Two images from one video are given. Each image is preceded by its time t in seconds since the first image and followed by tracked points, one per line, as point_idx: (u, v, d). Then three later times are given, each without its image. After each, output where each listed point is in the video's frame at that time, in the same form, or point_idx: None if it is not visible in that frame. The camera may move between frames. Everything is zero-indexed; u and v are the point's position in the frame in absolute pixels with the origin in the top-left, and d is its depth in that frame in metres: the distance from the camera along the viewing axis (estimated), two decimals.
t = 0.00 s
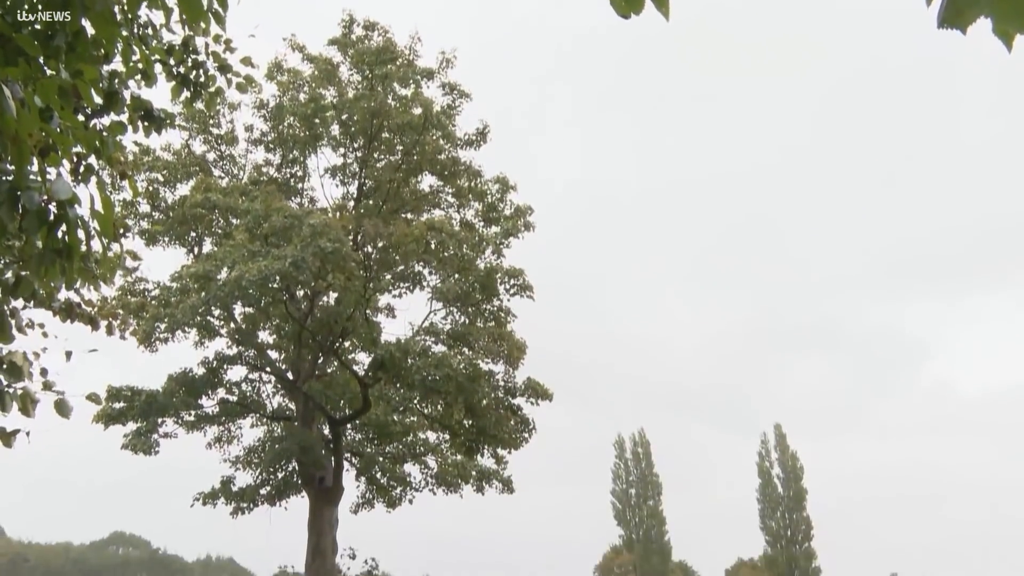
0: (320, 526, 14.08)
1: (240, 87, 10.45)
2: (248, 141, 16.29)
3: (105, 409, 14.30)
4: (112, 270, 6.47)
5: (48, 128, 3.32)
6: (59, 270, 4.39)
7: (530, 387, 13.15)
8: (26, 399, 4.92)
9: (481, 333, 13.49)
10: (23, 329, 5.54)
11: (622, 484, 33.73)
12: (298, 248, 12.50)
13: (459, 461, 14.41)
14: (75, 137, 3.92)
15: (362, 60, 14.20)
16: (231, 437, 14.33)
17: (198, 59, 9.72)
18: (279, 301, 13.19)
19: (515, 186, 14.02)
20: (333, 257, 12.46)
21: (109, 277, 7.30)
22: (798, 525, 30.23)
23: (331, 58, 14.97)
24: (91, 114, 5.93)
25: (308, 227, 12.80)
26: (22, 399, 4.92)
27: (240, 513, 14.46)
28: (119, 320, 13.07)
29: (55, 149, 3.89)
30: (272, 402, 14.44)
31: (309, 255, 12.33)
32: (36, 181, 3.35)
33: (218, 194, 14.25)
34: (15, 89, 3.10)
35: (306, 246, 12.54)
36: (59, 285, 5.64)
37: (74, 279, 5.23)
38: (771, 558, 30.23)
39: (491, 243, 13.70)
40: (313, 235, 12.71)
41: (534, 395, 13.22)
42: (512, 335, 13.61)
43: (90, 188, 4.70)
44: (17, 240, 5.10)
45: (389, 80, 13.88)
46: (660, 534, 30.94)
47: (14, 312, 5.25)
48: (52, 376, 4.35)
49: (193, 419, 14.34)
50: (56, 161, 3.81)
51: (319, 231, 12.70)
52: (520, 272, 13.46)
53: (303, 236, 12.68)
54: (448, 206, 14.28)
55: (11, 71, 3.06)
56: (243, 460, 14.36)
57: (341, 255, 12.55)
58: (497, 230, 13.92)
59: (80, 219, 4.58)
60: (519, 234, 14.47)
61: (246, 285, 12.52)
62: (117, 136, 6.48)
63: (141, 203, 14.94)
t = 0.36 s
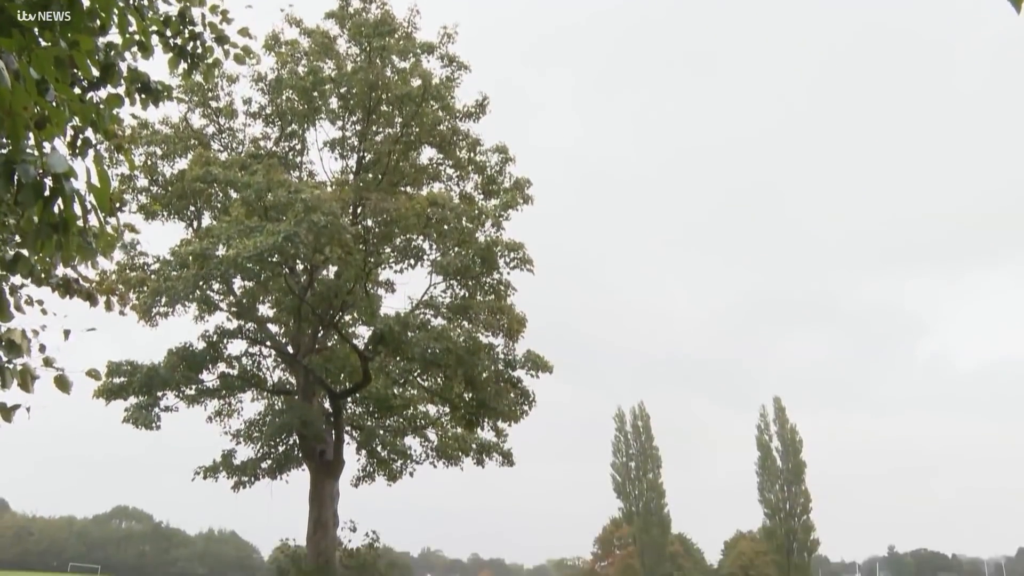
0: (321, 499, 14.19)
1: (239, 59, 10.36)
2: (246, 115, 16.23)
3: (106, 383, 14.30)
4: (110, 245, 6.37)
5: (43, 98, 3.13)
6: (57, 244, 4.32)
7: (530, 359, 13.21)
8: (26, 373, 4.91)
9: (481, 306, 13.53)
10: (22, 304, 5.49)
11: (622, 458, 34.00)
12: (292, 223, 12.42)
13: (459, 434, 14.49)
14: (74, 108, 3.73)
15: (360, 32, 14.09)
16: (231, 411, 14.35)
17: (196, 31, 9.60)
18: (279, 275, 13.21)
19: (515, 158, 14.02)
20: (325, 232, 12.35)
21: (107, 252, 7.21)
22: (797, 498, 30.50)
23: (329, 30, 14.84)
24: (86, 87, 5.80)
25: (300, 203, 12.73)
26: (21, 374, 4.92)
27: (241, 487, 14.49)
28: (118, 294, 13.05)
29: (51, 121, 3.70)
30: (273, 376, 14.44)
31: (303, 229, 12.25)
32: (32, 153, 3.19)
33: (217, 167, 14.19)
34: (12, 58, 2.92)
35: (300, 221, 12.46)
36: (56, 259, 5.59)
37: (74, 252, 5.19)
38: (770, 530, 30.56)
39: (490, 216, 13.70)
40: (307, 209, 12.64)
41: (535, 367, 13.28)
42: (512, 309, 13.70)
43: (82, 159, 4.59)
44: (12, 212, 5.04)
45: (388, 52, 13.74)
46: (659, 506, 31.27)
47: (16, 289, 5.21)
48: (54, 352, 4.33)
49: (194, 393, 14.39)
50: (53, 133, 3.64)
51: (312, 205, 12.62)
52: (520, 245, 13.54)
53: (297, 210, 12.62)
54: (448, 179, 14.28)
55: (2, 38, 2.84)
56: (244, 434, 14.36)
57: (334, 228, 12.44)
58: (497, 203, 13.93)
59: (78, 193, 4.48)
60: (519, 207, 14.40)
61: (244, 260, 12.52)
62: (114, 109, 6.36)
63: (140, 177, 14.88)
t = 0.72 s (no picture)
0: (322, 471, 14.28)
1: (235, 31, 10.21)
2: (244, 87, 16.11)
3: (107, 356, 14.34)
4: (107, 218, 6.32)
5: (36, 72, 2.91)
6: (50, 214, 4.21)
7: (530, 332, 13.20)
8: (25, 345, 4.86)
9: (480, 279, 13.55)
10: (21, 277, 5.43)
11: (622, 430, 34.19)
12: (292, 196, 12.34)
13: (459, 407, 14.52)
14: (70, 79, 3.54)
15: (358, 4, 13.76)
16: (232, 384, 14.39)
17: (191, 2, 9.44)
18: (279, 248, 13.20)
19: (513, 130, 14.00)
20: (327, 204, 12.34)
21: (103, 225, 7.11)
22: (796, 470, 30.67)
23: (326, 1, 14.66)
24: (81, 59, 5.73)
25: (302, 174, 12.62)
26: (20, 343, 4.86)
27: (242, 460, 14.54)
28: (117, 268, 13.02)
29: (47, 92, 3.51)
30: (273, 349, 14.47)
31: (304, 203, 12.17)
32: (26, 127, 3.02)
33: (215, 142, 14.08)
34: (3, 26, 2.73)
35: (300, 194, 12.36)
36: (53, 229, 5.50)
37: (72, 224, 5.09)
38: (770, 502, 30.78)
39: (490, 189, 13.65)
40: (307, 182, 12.54)
41: (534, 340, 13.27)
42: (512, 282, 13.79)
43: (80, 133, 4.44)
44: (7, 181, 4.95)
45: (386, 25, 13.60)
46: (659, 478, 31.53)
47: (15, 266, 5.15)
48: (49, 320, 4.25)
49: (195, 366, 14.42)
50: (47, 103, 3.47)
51: (310, 179, 12.50)
52: (520, 218, 13.49)
53: (297, 184, 12.50)
54: (447, 151, 14.25)
55: None
56: (245, 407, 14.38)
57: (335, 202, 12.42)
58: (496, 174, 13.90)
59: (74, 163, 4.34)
60: (518, 179, 14.41)
61: (246, 234, 12.46)
62: (110, 78, 6.24)
63: (138, 150, 14.81)
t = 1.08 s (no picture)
0: (323, 442, 14.30)
1: None
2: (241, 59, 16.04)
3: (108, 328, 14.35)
4: (105, 183, 6.22)
5: (30, 32, 2.83)
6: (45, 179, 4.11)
7: (530, 302, 13.15)
8: (27, 314, 4.83)
9: (481, 250, 13.57)
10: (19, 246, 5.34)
11: (621, 401, 34.39)
12: (300, 166, 12.30)
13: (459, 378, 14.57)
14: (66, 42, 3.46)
15: None
16: (232, 355, 14.39)
17: None
18: (278, 219, 13.19)
19: (513, 100, 13.89)
20: (335, 176, 12.21)
21: (100, 194, 6.99)
22: (795, 441, 30.89)
23: None
24: (75, 26, 5.63)
25: (307, 144, 12.52)
26: (23, 314, 4.83)
27: (243, 431, 14.56)
28: (116, 239, 12.99)
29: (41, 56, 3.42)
30: (273, 320, 14.48)
31: (311, 174, 12.12)
32: (22, 90, 2.95)
33: (212, 113, 14.05)
34: None
35: (307, 164, 12.31)
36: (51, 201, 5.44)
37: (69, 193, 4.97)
38: (769, 473, 31.05)
39: (489, 159, 13.62)
40: (314, 153, 12.41)
41: (534, 311, 13.25)
42: (512, 252, 13.76)
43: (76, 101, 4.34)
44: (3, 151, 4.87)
45: None
46: (658, 449, 31.80)
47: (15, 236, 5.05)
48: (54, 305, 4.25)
49: (196, 338, 14.43)
50: (41, 67, 3.38)
51: (319, 150, 12.33)
52: (518, 188, 13.47)
53: (303, 154, 12.42)
54: (446, 122, 14.20)
55: None
56: (245, 378, 14.37)
57: (342, 174, 12.30)
58: (495, 145, 13.87)
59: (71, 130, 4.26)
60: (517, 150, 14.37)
61: (247, 203, 12.40)
62: (104, 42, 6.10)
63: (136, 123, 14.76)
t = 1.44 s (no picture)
0: (324, 414, 14.34)
1: None
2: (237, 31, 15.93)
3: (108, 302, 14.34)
4: (107, 153, 6.21)
5: None
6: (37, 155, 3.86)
7: (530, 274, 13.14)
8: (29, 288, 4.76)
9: (480, 221, 13.56)
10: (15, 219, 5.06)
11: (621, 372, 34.66)
12: (303, 135, 12.16)
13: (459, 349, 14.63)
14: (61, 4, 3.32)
15: None
16: (232, 328, 14.41)
17: None
18: (277, 191, 13.14)
19: (512, 71, 13.79)
20: (337, 146, 12.10)
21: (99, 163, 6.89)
22: (794, 413, 31.11)
23: None
24: None
25: (310, 114, 12.39)
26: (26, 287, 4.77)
27: (244, 403, 14.60)
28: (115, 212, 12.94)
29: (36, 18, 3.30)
30: (273, 293, 14.49)
31: (314, 144, 12.00)
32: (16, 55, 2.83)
33: (209, 85, 13.97)
34: None
35: (310, 134, 12.17)
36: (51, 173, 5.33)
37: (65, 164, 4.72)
38: (768, 444, 31.35)
39: (488, 130, 13.58)
40: (317, 123, 12.28)
41: (534, 282, 13.24)
42: (512, 224, 13.76)
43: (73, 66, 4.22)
44: None
45: None
46: (657, 421, 32.08)
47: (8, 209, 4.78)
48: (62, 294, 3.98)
49: (196, 311, 14.43)
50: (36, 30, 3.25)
51: (324, 120, 12.22)
52: (518, 158, 13.44)
53: (306, 124, 12.27)
54: (445, 94, 14.15)
55: None
56: (245, 351, 14.39)
57: (344, 144, 12.18)
58: (495, 116, 13.84)
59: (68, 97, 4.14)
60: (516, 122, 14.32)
61: (250, 173, 12.18)
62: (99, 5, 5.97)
63: (133, 96, 14.66)
